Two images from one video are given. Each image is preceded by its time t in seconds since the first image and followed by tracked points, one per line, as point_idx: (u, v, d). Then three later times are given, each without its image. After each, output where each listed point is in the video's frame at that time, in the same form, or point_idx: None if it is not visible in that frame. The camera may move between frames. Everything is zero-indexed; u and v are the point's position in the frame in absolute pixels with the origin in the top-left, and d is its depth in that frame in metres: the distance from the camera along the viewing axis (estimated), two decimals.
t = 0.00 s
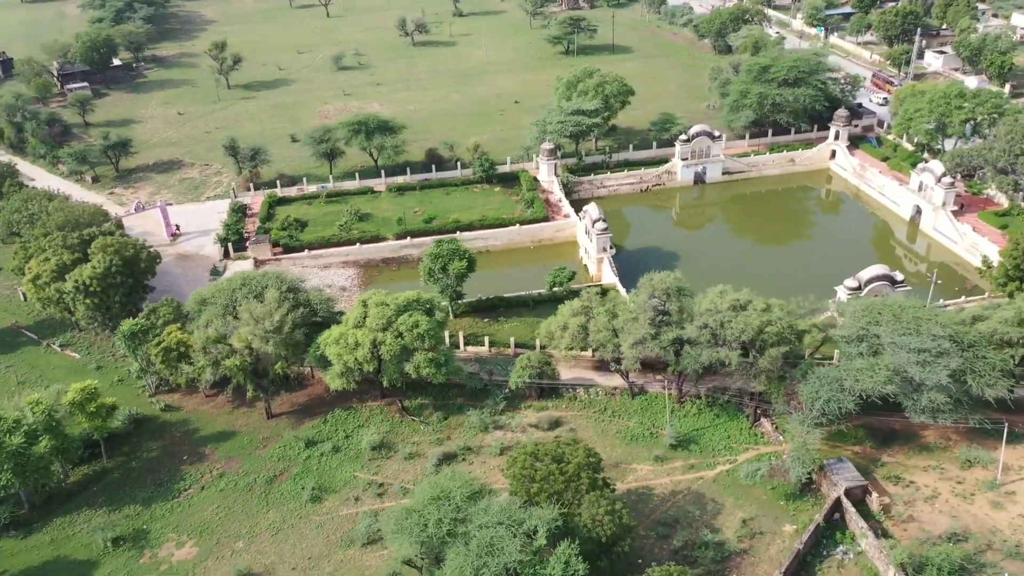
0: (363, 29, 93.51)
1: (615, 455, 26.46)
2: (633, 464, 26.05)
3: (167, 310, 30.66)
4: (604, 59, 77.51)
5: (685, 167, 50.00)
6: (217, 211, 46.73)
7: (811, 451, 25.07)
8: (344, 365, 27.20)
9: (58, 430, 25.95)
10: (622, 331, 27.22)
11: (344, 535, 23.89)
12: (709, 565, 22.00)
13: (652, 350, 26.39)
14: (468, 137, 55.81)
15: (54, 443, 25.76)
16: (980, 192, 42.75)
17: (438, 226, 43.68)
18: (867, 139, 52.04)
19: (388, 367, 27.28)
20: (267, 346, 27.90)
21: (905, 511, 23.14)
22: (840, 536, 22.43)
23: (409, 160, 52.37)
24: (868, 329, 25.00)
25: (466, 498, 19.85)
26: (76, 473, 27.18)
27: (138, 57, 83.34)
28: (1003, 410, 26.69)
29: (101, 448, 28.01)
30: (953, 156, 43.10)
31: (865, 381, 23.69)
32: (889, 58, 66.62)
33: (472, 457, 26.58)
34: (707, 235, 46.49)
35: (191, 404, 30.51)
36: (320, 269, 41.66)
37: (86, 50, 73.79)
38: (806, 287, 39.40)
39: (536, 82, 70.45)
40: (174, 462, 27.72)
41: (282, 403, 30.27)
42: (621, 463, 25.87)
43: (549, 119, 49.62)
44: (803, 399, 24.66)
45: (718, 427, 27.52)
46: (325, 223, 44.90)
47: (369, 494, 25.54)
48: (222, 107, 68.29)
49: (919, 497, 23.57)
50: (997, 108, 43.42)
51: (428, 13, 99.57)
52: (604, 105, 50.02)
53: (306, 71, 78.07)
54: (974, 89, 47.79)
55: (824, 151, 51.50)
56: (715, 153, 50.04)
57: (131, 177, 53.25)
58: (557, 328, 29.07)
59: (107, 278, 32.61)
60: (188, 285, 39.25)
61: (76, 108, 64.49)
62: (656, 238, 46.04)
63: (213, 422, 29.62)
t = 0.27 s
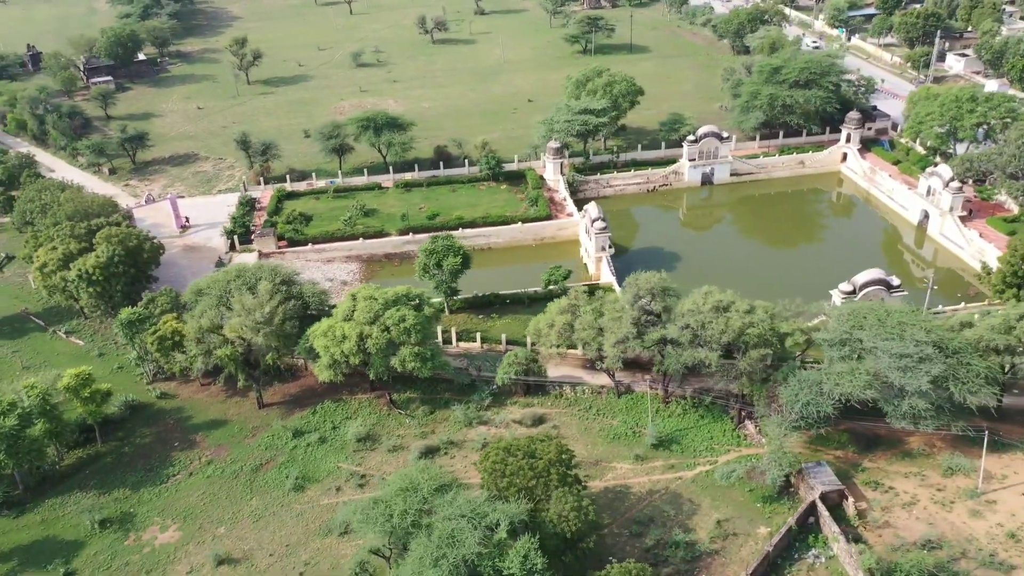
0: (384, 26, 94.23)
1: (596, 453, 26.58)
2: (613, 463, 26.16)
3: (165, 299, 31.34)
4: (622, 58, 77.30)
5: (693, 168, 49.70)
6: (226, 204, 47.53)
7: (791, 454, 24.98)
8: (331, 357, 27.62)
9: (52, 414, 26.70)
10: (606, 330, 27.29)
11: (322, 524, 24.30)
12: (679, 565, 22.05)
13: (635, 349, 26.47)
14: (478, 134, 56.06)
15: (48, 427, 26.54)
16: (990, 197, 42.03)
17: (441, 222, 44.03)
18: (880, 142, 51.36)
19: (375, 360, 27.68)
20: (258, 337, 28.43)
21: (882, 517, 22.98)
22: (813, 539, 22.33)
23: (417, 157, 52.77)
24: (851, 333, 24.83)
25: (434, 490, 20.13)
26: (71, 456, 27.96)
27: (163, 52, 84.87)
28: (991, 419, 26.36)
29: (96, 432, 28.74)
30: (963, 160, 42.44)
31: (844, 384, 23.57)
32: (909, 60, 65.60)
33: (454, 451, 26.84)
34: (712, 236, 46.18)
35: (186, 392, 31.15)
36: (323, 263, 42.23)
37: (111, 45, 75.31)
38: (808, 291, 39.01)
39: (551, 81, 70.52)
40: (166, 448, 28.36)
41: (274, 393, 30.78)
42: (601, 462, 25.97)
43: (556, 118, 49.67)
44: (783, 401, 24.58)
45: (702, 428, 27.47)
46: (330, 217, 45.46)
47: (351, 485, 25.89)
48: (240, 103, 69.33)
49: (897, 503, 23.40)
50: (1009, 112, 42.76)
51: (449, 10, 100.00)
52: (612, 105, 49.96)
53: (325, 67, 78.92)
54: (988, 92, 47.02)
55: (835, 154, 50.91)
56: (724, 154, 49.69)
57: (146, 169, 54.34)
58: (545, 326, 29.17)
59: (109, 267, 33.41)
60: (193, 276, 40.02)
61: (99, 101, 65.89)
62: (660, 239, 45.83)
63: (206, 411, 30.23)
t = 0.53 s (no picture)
0: (402, 24, 94.70)
1: (575, 451, 26.73)
2: (591, 460, 26.30)
3: (161, 290, 31.97)
4: (636, 58, 77.06)
5: (697, 168, 49.47)
6: (233, 198, 48.25)
7: (767, 456, 24.94)
8: (317, 349, 28.05)
9: (45, 400, 27.44)
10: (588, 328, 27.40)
11: (300, 514, 24.71)
12: (647, 563, 22.15)
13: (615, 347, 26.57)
14: (485, 133, 56.31)
15: (40, 412, 27.27)
16: (995, 202, 41.37)
17: (441, 219, 44.34)
18: (888, 145, 50.73)
19: (360, 354, 28.04)
20: (246, 329, 28.94)
21: (855, 521, 22.88)
22: (783, 541, 22.32)
23: (423, 154, 53.14)
24: (830, 336, 24.71)
25: (401, 482, 20.42)
26: (63, 441, 28.69)
27: (183, 48, 86.20)
28: (975, 426, 26.10)
29: (89, 419, 29.46)
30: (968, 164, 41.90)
31: (820, 387, 23.51)
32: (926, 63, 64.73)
33: (435, 445, 27.11)
34: (712, 237, 45.88)
35: (179, 381, 31.78)
36: (324, 258, 42.73)
37: (131, 40, 76.66)
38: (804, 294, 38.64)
39: (563, 80, 70.51)
40: (155, 435, 28.99)
41: (265, 385, 31.29)
42: (579, 459, 26.12)
43: (560, 117, 49.73)
44: (760, 403, 24.54)
45: (683, 428, 27.47)
46: (333, 213, 45.96)
47: (331, 476, 26.27)
48: (254, 99, 70.24)
49: (871, 508, 23.28)
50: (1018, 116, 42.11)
51: (466, 9, 100.31)
52: (616, 104, 49.95)
53: (340, 64, 79.62)
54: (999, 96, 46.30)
55: (842, 157, 50.35)
56: (728, 155, 49.42)
57: (158, 163, 55.32)
58: (530, 324, 29.30)
59: (109, 258, 34.14)
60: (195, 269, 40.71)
61: (117, 96, 67.14)
62: (660, 239, 45.65)
63: (197, 400, 30.83)
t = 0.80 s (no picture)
0: (417, 22, 95.11)
1: (556, 448, 26.85)
2: (571, 458, 26.42)
3: (157, 282, 32.55)
4: (648, 59, 76.76)
5: (700, 169, 49.25)
6: (238, 193, 48.91)
7: (745, 458, 24.93)
8: (304, 343, 28.43)
9: (39, 387, 28.12)
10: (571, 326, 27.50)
11: (280, 504, 25.08)
12: (618, 561, 22.22)
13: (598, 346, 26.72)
14: (491, 131, 56.50)
15: (34, 399, 27.96)
16: (999, 207, 40.77)
17: (442, 217, 44.61)
18: (895, 147, 50.13)
19: (346, 348, 28.38)
20: (236, 321, 29.41)
21: (829, 524, 22.80)
22: (755, 543, 22.31)
23: (428, 152, 53.44)
24: (810, 339, 24.62)
25: (371, 475, 20.69)
26: (57, 428, 29.37)
27: (201, 45, 87.37)
28: (960, 431, 25.82)
29: (83, 407, 30.12)
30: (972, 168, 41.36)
31: (797, 390, 23.46)
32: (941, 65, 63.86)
33: (417, 440, 27.35)
34: (713, 238, 45.56)
35: (173, 372, 32.35)
36: (324, 253, 43.20)
37: (149, 37, 77.83)
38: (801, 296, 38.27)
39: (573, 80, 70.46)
40: (146, 424, 29.57)
41: (256, 377, 31.75)
42: (559, 457, 26.25)
43: (563, 116, 49.79)
44: (738, 404, 24.51)
45: (665, 428, 27.48)
46: (335, 209, 46.41)
47: (314, 468, 26.61)
48: (267, 95, 71.01)
49: (847, 512, 23.17)
50: None
51: (482, 7, 100.49)
52: (620, 104, 49.95)
53: (353, 62, 80.21)
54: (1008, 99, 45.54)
55: (848, 159, 49.84)
56: (732, 156, 49.11)
57: (169, 158, 56.20)
58: (517, 322, 29.41)
59: (109, 250, 34.82)
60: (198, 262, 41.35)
61: (133, 91, 68.24)
62: (660, 240, 45.45)
63: (189, 390, 31.37)
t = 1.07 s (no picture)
0: (434, 20, 95.53)
1: (535, 445, 27.01)
2: (549, 455, 26.57)
3: (153, 273, 33.17)
4: (662, 59, 76.39)
5: (703, 170, 48.93)
6: (245, 187, 49.59)
7: (721, 459, 24.92)
8: (290, 336, 28.85)
9: (34, 373, 28.85)
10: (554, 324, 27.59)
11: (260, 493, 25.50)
12: (587, 558, 22.33)
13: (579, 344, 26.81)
14: (497, 129, 56.69)
15: (28, 384, 28.70)
16: (1004, 212, 40.13)
17: (442, 214, 44.87)
18: (903, 150, 49.46)
19: (331, 341, 28.76)
20: (227, 313, 29.93)
21: (801, 527, 22.73)
22: (725, 543, 22.29)
23: (433, 149, 53.77)
24: (788, 342, 24.52)
25: (340, 466, 21.01)
26: (52, 414, 30.10)
27: (220, 41, 88.57)
28: (942, 437, 25.56)
29: (78, 394, 30.83)
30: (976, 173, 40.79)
31: (772, 392, 23.40)
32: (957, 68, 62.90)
33: (399, 433, 27.63)
34: (714, 239, 45.26)
35: (168, 361, 32.96)
36: (324, 248, 43.67)
37: (168, 32, 79.08)
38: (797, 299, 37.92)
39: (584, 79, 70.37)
40: (138, 412, 30.20)
41: (248, 368, 32.25)
42: (537, 453, 26.41)
43: (567, 115, 49.85)
44: (714, 405, 24.49)
45: (646, 427, 27.47)
46: (338, 204, 46.87)
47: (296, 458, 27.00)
48: (281, 91, 71.79)
49: (820, 515, 23.08)
50: None
51: (499, 6, 100.63)
52: (624, 104, 49.91)
53: (368, 59, 80.80)
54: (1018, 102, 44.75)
55: (855, 161, 49.25)
56: (736, 158, 48.71)
57: (180, 152, 57.11)
58: (502, 319, 29.52)
59: (109, 241, 35.56)
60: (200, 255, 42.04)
61: (150, 86, 69.40)
62: (661, 240, 45.26)
63: (182, 380, 31.96)
